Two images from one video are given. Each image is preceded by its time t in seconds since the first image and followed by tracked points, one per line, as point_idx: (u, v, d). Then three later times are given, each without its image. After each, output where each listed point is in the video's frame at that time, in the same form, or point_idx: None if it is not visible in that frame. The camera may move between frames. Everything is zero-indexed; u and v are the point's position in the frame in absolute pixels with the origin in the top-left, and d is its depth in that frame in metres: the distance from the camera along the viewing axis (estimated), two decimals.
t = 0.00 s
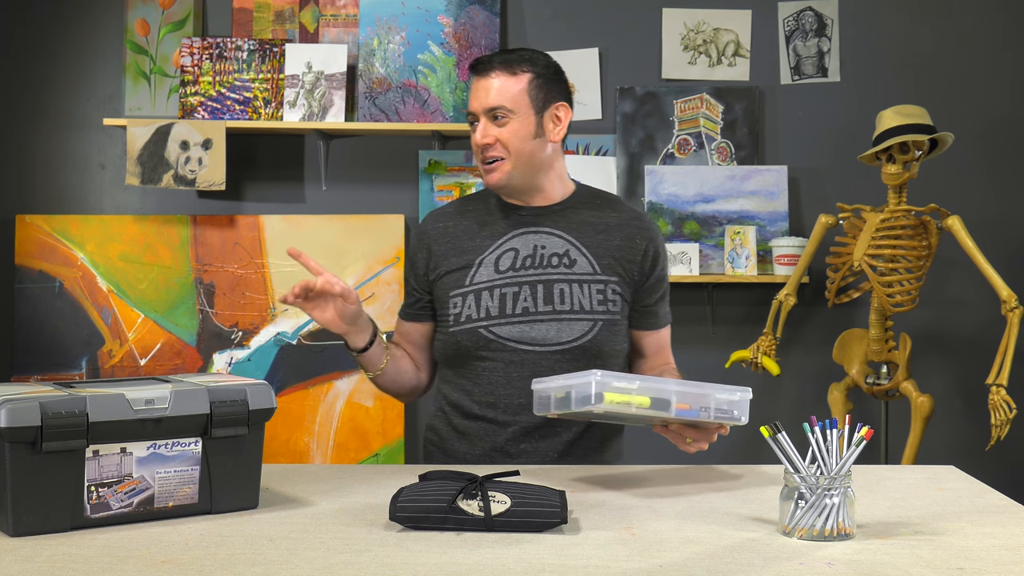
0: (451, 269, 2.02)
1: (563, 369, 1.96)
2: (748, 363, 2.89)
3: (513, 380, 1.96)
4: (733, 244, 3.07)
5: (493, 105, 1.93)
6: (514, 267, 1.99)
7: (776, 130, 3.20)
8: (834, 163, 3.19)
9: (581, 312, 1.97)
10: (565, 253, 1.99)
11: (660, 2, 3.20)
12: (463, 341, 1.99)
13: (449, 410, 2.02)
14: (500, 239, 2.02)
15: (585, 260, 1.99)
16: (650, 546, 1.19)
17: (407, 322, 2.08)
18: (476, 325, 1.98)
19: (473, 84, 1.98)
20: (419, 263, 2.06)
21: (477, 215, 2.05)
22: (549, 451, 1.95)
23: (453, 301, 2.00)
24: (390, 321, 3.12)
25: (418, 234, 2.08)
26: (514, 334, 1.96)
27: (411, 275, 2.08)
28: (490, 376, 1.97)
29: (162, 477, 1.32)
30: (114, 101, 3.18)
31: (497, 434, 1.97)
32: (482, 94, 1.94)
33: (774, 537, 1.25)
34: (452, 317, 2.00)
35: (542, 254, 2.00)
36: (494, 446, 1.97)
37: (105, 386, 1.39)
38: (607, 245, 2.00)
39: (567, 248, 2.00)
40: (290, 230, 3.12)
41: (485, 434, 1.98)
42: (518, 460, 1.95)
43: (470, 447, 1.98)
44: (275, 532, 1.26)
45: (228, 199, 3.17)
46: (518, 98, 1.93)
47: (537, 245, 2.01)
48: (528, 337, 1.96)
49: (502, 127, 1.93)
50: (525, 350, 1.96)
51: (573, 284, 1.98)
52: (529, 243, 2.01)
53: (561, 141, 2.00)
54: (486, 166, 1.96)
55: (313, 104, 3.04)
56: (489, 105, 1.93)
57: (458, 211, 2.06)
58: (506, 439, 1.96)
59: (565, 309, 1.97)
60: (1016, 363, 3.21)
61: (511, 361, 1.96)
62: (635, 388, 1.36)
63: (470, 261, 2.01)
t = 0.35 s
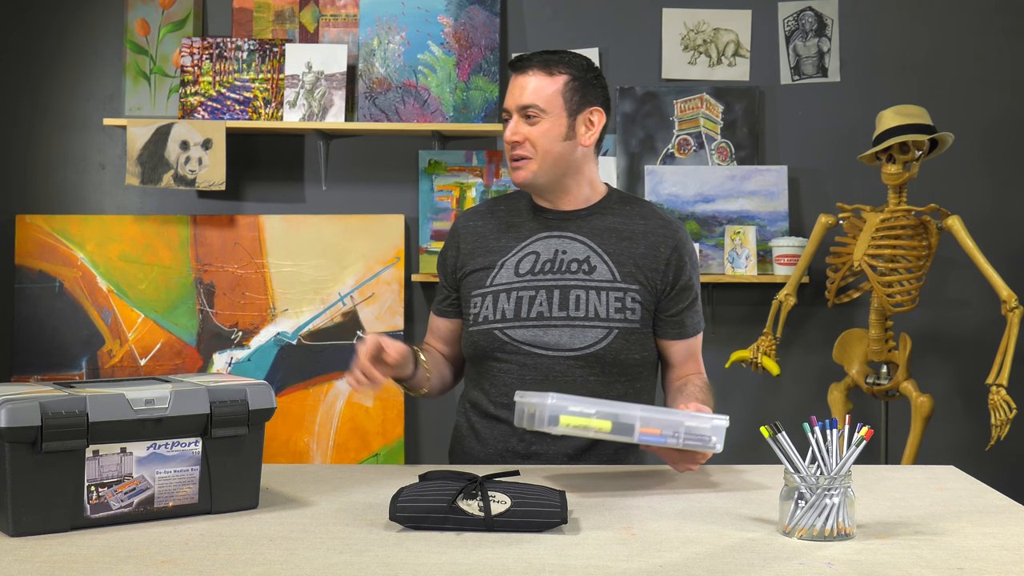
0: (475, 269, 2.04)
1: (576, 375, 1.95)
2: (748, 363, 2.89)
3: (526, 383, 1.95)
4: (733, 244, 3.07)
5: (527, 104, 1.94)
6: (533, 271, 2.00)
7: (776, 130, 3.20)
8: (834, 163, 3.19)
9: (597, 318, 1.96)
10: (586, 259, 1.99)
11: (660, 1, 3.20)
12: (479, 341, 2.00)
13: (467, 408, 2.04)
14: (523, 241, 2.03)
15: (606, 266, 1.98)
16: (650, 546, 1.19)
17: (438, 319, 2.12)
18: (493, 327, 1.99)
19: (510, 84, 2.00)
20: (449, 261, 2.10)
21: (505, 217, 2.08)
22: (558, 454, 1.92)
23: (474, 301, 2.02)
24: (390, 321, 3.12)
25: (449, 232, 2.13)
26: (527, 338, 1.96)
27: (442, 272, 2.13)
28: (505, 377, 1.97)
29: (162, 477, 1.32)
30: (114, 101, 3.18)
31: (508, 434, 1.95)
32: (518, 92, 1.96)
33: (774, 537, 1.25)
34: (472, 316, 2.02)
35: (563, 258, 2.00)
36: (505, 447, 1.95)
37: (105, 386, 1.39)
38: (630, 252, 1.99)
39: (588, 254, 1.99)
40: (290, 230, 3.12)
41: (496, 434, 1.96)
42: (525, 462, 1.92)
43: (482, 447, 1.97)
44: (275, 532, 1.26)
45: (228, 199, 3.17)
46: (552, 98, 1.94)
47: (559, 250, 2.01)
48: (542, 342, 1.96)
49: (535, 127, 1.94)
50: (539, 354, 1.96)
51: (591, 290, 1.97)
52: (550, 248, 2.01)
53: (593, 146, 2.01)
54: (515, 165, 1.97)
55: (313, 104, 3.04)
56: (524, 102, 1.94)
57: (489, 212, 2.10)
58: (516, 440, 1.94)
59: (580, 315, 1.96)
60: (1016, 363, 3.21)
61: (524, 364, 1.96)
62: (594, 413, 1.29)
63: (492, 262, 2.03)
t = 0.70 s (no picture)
0: (484, 270, 2.03)
1: (588, 377, 1.95)
2: (748, 363, 2.89)
3: (537, 384, 1.96)
4: (733, 244, 3.07)
5: (539, 104, 1.93)
6: (544, 272, 1.99)
7: (776, 130, 3.20)
8: (834, 163, 3.19)
9: (608, 319, 1.96)
10: (597, 260, 1.99)
11: (660, 2, 3.20)
12: (489, 342, 1.99)
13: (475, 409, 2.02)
14: (532, 242, 2.02)
15: (616, 267, 1.99)
16: (650, 546, 1.19)
17: (444, 321, 2.09)
18: (503, 329, 1.98)
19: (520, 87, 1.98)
20: (455, 263, 2.08)
21: (513, 217, 2.06)
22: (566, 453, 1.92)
23: (483, 302, 2.01)
24: (390, 320, 3.12)
25: (455, 232, 2.10)
26: (539, 339, 1.96)
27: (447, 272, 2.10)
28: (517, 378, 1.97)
29: (162, 477, 1.32)
30: (114, 101, 3.18)
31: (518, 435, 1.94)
32: (529, 95, 1.94)
33: (773, 537, 1.25)
34: (481, 318, 2.01)
35: (573, 260, 2.00)
36: (515, 448, 1.94)
37: (105, 386, 1.39)
38: (640, 253, 1.99)
39: (598, 255, 1.99)
40: (290, 230, 3.12)
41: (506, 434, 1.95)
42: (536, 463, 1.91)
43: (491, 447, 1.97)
44: (275, 532, 1.26)
45: (228, 199, 3.17)
46: (564, 100, 1.93)
47: (569, 251, 2.00)
48: (554, 343, 1.96)
49: (548, 128, 1.93)
50: (550, 355, 1.96)
51: (602, 291, 1.97)
52: (560, 248, 2.01)
53: (603, 146, 2.01)
54: (528, 165, 1.95)
55: (313, 104, 3.04)
56: (537, 105, 1.93)
57: (496, 212, 2.08)
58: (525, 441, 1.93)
59: (592, 317, 1.96)
60: (1016, 363, 3.20)
61: (536, 366, 1.96)
62: (548, 412, 1.38)
63: (502, 263, 2.02)
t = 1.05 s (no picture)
0: (467, 268, 1.99)
1: (578, 374, 1.93)
2: (748, 363, 2.89)
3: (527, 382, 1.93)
4: (733, 243, 3.07)
5: (561, 108, 1.87)
6: (531, 270, 1.97)
7: (776, 130, 3.20)
8: (834, 163, 3.19)
9: (597, 316, 1.94)
10: (584, 257, 1.97)
11: (660, 2, 3.20)
12: (476, 341, 1.96)
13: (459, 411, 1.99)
14: (518, 239, 1.99)
15: (603, 265, 1.97)
16: (650, 546, 1.19)
17: (422, 320, 2.03)
18: (490, 326, 1.95)
19: (530, 84, 1.89)
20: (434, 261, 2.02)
21: (493, 214, 2.01)
22: (558, 453, 1.92)
23: (469, 300, 1.97)
24: (390, 321, 3.12)
25: (433, 230, 2.04)
26: (528, 336, 1.94)
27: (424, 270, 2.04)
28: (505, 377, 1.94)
29: (162, 477, 1.32)
30: (114, 100, 3.18)
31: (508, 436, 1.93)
32: (548, 96, 1.87)
33: (774, 537, 1.25)
34: (465, 316, 1.97)
35: (560, 257, 1.97)
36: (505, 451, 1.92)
37: (105, 386, 1.39)
38: (626, 251, 1.98)
39: (585, 252, 1.97)
40: (289, 229, 3.12)
41: (495, 435, 1.93)
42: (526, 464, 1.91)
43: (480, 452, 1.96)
44: (275, 532, 1.26)
45: (228, 199, 3.17)
46: (580, 104, 1.90)
47: (555, 248, 1.98)
48: (544, 339, 1.93)
49: (568, 132, 1.88)
50: (540, 352, 1.93)
51: (591, 288, 1.95)
52: (547, 246, 1.98)
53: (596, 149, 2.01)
54: (546, 170, 1.89)
55: (313, 104, 3.04)
56: (558, 108, 1.87)
57: (476, 209, 2.03)
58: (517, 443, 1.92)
59: (581, 313, 1.94)
60: (1016, 363, 3.20)
61: (525, 364, 1.93)
62: (577, 395, 1.25)
63: (487, 260, 1.98)
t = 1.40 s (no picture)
0: (428, 265, 1.96)
1: (543, 369, 1.93)
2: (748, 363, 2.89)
3: (493, 379, 1.92)
4: (733, 244, 3.07)
5: (518, 102, 1.89)
6: (495, 266, 1.96)
7: (776, 130, 3.20)
8: (834, 163, 3.19)
9: (561, 311, 1.95)
10: (545, 254, 1.98)
11: (660, 2, 3.20)
12: (441, 339, 1.93)
13: (420, 410, 1.95)
14: (479, 236, 1.98)
15: (563, 260, 1.99)
16: (651, 546, 1.19)
17: (377, 319, 1.96)
18: (455, 323, 1.93)
19: (487, 80, 1.91)
20: (391, 259, 1.98)
21: (450, 211, 2.00)
22: (526, 448, 1.92)
23: (431, 298, 1.94)
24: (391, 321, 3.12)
25: (388, 228, 2.01)
26: (495, 333, 1.92)
27: (379, 269, 1.99)
28: (471, 374, 1.92)
29: (162, 477, 1.31)
30: (113, 101, 3.18)
31: (476, 433, 1.91)
32: (505, 91, 1.89)
33: (774, 537, 1.25)
34: (429, 313, 1.94)
35: (522, 253, 1.97)
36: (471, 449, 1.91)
37: (105, 386, 1.39)
38: (583, 246, 2.01)
39: (546, 248, 1.98)
40: (290, 230, 3.12)
41: (462, 433, 1.91)
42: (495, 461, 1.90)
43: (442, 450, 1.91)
44: (275, 532, 1.26)
45: (228, 199, 3.17)
46: (537, 98, 1.92)
47: (517, 244, 1.98)
48: (510, 336, 1.92)
49: (527, 126, 1.90)
50: (506, 348, 1.92)
51: (554, 284, 1.96)
52: (509, 242, 1.98)
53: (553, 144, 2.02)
54: (508, 167, 1.90)
55: (313, 104, 3.04)
56: (516, 101, 1.89)
57: (433, 207, 2.00)
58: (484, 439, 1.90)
59: (546, 308, 1.94)
60: (1016, 363, 3.20)
61: (491, 360, 1.92)
62: (680, 372, 1.35)
63: (448, 257, 1.96)
